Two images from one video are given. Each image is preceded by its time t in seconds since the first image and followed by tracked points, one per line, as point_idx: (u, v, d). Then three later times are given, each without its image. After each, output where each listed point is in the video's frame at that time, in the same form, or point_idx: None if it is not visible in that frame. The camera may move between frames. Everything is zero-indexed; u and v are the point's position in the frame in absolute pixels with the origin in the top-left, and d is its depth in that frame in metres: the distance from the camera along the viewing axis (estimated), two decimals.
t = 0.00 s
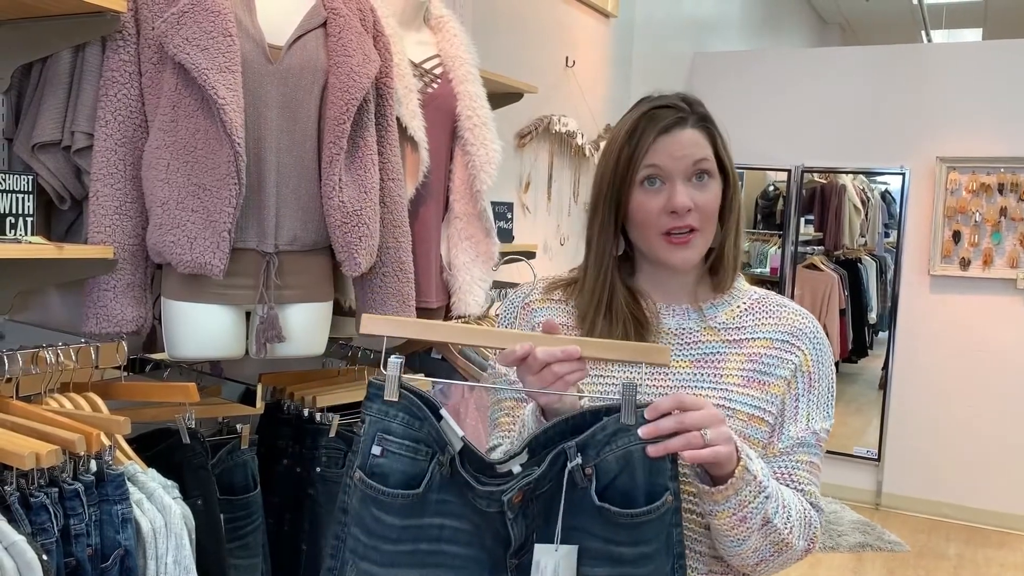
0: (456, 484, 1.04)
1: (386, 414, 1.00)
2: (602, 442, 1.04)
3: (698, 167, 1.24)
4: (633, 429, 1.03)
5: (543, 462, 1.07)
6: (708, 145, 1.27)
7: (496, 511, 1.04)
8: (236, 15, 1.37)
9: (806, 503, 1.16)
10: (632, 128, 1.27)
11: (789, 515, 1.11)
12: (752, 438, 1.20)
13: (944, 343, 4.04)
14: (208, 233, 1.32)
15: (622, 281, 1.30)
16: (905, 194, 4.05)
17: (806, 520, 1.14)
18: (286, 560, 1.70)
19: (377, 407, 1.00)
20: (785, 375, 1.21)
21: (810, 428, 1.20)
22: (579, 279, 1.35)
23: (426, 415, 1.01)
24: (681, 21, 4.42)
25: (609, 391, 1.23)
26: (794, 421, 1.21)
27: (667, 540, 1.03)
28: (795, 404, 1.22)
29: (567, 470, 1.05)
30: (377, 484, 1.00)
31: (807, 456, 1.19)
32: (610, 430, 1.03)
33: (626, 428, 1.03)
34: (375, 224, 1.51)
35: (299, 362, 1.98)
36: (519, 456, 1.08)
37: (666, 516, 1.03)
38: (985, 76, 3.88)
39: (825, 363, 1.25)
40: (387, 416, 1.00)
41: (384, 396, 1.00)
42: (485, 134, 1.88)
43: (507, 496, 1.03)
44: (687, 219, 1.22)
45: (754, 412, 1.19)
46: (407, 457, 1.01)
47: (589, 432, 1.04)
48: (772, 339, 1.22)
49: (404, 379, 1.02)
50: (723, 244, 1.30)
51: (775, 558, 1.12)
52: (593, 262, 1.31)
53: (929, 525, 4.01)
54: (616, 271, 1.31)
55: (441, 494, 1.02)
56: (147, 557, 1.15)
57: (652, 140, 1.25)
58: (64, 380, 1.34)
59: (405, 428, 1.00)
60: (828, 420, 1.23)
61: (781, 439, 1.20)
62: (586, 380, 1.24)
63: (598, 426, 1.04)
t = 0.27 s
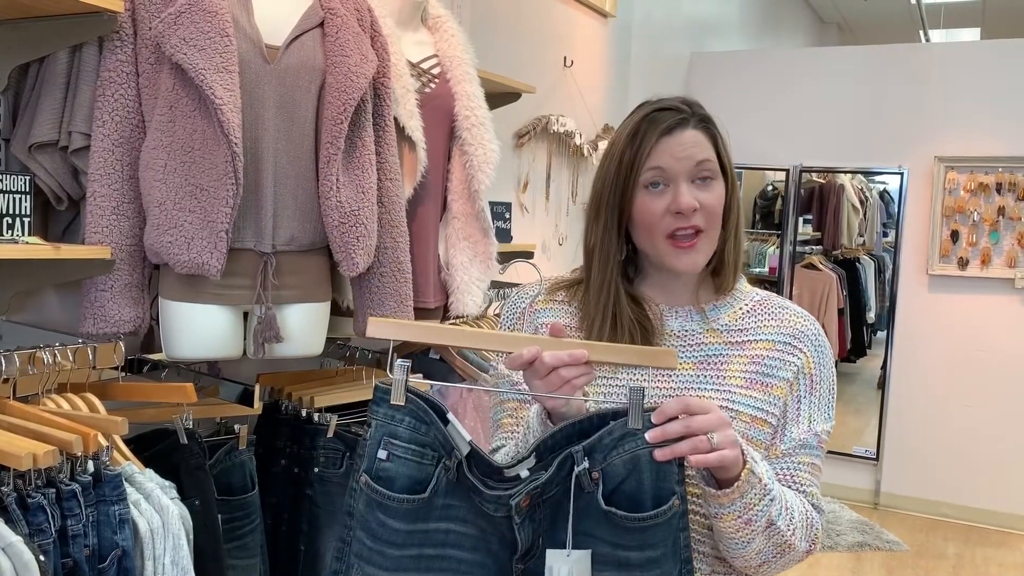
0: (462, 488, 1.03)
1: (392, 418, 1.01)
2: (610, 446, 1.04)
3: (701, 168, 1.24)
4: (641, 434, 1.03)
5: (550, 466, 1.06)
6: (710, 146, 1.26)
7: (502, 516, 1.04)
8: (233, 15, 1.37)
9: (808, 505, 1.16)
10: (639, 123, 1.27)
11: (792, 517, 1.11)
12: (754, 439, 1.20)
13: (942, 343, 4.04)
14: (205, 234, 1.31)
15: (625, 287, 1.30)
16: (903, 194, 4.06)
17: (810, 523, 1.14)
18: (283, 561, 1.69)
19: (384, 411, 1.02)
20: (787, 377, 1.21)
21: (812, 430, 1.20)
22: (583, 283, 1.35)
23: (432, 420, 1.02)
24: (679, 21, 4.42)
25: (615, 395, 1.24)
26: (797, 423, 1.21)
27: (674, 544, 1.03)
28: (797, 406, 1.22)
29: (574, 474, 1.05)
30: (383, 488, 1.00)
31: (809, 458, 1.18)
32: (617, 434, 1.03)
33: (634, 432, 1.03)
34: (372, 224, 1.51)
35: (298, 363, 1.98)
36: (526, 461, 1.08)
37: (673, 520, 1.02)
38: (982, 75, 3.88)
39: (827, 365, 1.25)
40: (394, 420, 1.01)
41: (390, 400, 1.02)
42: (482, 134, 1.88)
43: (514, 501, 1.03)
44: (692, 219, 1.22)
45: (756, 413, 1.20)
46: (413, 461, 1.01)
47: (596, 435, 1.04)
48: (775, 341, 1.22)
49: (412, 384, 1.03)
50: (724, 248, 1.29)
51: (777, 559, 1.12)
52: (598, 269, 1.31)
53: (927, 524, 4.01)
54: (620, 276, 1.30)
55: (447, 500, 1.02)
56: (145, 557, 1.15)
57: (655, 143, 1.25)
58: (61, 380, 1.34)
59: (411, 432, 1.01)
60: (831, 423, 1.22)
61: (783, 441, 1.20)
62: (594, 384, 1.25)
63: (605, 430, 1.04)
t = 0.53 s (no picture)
0: (461, 484, 1.04)
1: (392, 414, 1.01)
2: (607, 443, 1.04)
3: (701, 166, 1.24)
4: (638, 431, 1.03)
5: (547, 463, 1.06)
6: (710, 143, 1.27)
7: (500, 512, 1.04)
8: (230, 15, 1.37)
9: (807, 505, 1.17)
10: (639, 122, 1.27)
11: (790, 517, 1.11)
12: (753, 440, 1.20)
13: (940, 342, 4.05)
14: (203, 234, 1.32)
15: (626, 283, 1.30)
16: (901, 193, 4.06)
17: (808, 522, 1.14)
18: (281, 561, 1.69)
19: (384, 408, 1.02)
20: (787, 378, 1.21)
21: (811, 431, 1.20)
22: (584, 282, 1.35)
23: (431, 416, 1.02)
24: (677, 21, 4.42)
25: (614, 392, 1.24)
26: (795, 423, 1.22)
27: (671, 542, 1.03)
28: (796, 407, 1.22)
29: (572, 470, 1.05)
30: (383, 484, 1.00)
31: (808, 458, 1.19)
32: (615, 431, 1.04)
33: (631, 430, 1.03)
34: (370, 224, 1.51)
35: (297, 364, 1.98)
36: (524, 458, 1.07)
37: (670, 517, 1.02)
38: (980, 75, 3.89)
39: (826, 366, 1.25)
40: (394, 416, 1.02)
41: (390, 396, 1.02)
42: (480, 135, 1.88)
43: (513, 498, 1.03)
44: (692, 215, 1.22)
45: (755, 414, 1.20)
46: (412, 457, 1.01)
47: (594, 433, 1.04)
48: (775, 342, 1.22)
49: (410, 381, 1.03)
50: (725, 246, 1.30)
51: (776, 560, 1.12)
52: (598, 267, 1.31)
53: (926, 523, 4.02)
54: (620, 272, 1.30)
55: (446, 495, 1.02)
56: (143, 557, 1.15)
57: (655, 139, 1.25)
58: (59, 381, 1.34)
59: (411, 428, 1.01)
60: (829, 423, 1.23)
61: (783, 442, 1.21)
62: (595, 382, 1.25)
63: (602, 428, 1.04)
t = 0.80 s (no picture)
0: (468, 457, 1.02)
1: (402, 387, 1.00)
2: (613, 419, 1.03)
3: (700, 162, 1.25)
4: (643, 408, 1.03)
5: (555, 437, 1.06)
6: (709, 140, 1.28)
7: (507, 485, 1.03)
8: (230, 16, 1.37)
9: (820, 509, 1.17)
10: (637, 118, 1.30)
11: (802, 521, 1.12)
12: (756, 443, 1.20)
13: (940, 342, 4.05)
14: (203, 235, 1.32)
15: (631, 285, 1.30)
16: (900, 194, 4.06)
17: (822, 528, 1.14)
18: (281, 562, 1.69)
19: (394, 380, 1.00)
20: (789, 381, 1.21)
21: (818, 436, 1.21)
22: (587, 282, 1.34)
23: (441, 389, 1.00)
24: (677, 22, 4.42)
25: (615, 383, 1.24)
26: (801, 428, 1.22)
27: (673, 517, 1.04)
28: (801, 411, 1.23)
29: (578, 444, 1.05)
30: (392, 455, 0.98)
31: (817, 463, 1.20)
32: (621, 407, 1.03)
33: (636, 407, 1.03)
34: (369, 224, 1.51)
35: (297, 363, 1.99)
36: (532, 430, 1.06)
37: (672, 494, 1.03)
38: (979, 76, 3.89)
39: (829, 371, 1.26)
40: (404, 389, 1.00)
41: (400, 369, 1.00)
42: (480, 135, 1.89)
43: (520, 470, 1.02)
44: (691, 209, 1.22)
45: (756, 416, 1.19)
46: (422, 430, 1.00)
47: (599, 409, 1.04)
48: (777, 345, 1.22)
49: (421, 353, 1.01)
50: (727, 244, 1.30)
51: (789, 564, 1.13)
52: (601, 265, 1.31)
53: (926, 524, 4.02)
54: (624, 277, 1.30)
55: (453, 468, 1.01)
56: (142, 558, 1.15)
57: (654, 133, 1.27)
58: (59, 381, 1.35)
59: (420, 401, 0.99)
60: (835, 426, 1.24)
61: (790, 447, 1.21)
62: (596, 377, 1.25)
63: (608, 404, 1.03)
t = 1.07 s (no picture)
0: (478, 456, 1.01)
1: (414, 385, 0.97)
2: (620, 428, 1.02)
3: (677, 159, 1.24)
4: (652, 419, 1.01)
5: (563, 445, 1.03)
6: (692, 137, 1.27)
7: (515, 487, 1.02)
8: (231, 17, 1.37)
9: (818, 511, 1.20)
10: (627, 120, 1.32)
11: (800, 525, 1.14)
12: (764, 445, 1.20)
13: (940, 343, 4.05)
14: (204, 235, 1.32)
15: (635, 268, 1.33)
16: (901, 195, 4.06)
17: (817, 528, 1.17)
18: (281, 562, 1.69)
19: (407, 378, 0.98)
20: (797, 384, 1.22)
21: (821, 438, 1.23)
22: (591, 280, 1.36)
23: (452, 389, 0.99)
24: (677, 22, 4.42)
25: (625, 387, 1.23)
26: (805, 431, 1.24)
27: (680, 523, 1.03)
28: (807, 414, 1.24)
29: (584, 450, 1.03)
30: (404, 453, 0.98)
31: (818, 464, 1.23)
32: (633, 414, 1.01)
33: (644, 417, 1.01)
34: (371, 225, 1.51)
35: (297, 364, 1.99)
36: (541, 436, 1.04)
37: (678, 499, 1.02)
38: (979, 77, 3.89)
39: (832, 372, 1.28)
40: (416, 387, 0.97)
41: (415, 368, 0.98)
42: (480, 136, 1.89)
43: (528, 474, 1.02)
44: (669, 207, 1.23)
45: (766, 420, 1.20)
46: (434, 428, 0.98)
47: (608, 416, 1.02)
48: (786, 348, 1.22)
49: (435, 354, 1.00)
50: (727, 239, 1.30)
51: (787, 566, 1.16)
52: (602, 263, 1.33)
53: (926, 524, 4.02)
54: (632, 264, 1.33)
55: (463, 466, 1.00)
56: (144, 558, 1.15)
57: (632, 136, 1.30)
58: (60, 381, 1.35)
59: (433, 400, 0.98)
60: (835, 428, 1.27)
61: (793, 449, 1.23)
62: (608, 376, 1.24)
63: (617, 413, 1.02)
